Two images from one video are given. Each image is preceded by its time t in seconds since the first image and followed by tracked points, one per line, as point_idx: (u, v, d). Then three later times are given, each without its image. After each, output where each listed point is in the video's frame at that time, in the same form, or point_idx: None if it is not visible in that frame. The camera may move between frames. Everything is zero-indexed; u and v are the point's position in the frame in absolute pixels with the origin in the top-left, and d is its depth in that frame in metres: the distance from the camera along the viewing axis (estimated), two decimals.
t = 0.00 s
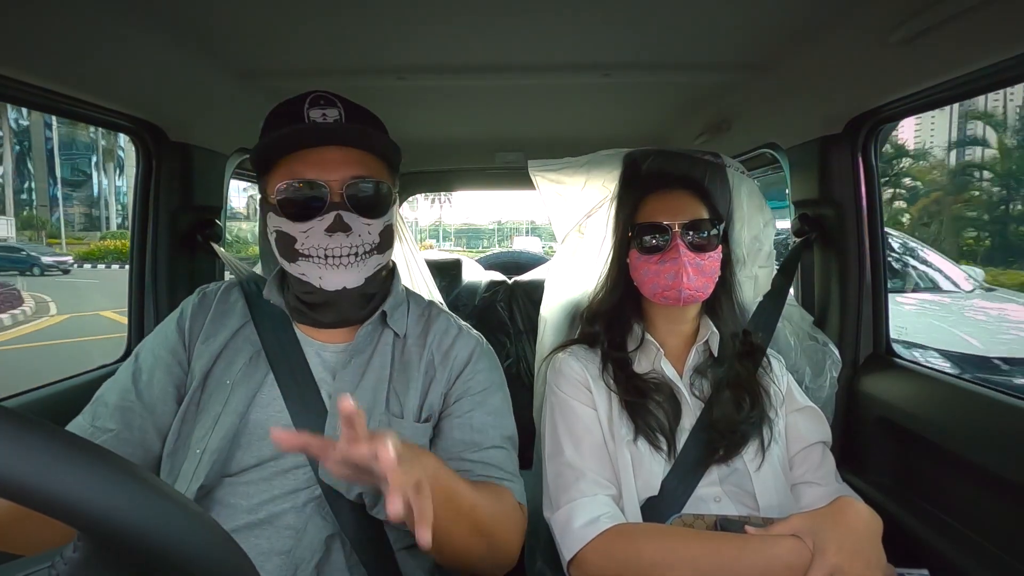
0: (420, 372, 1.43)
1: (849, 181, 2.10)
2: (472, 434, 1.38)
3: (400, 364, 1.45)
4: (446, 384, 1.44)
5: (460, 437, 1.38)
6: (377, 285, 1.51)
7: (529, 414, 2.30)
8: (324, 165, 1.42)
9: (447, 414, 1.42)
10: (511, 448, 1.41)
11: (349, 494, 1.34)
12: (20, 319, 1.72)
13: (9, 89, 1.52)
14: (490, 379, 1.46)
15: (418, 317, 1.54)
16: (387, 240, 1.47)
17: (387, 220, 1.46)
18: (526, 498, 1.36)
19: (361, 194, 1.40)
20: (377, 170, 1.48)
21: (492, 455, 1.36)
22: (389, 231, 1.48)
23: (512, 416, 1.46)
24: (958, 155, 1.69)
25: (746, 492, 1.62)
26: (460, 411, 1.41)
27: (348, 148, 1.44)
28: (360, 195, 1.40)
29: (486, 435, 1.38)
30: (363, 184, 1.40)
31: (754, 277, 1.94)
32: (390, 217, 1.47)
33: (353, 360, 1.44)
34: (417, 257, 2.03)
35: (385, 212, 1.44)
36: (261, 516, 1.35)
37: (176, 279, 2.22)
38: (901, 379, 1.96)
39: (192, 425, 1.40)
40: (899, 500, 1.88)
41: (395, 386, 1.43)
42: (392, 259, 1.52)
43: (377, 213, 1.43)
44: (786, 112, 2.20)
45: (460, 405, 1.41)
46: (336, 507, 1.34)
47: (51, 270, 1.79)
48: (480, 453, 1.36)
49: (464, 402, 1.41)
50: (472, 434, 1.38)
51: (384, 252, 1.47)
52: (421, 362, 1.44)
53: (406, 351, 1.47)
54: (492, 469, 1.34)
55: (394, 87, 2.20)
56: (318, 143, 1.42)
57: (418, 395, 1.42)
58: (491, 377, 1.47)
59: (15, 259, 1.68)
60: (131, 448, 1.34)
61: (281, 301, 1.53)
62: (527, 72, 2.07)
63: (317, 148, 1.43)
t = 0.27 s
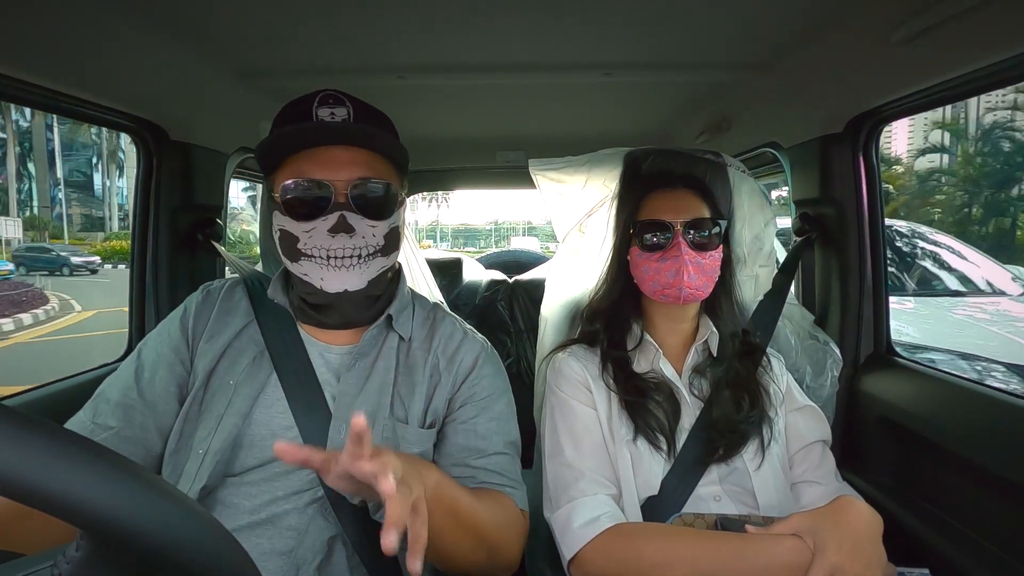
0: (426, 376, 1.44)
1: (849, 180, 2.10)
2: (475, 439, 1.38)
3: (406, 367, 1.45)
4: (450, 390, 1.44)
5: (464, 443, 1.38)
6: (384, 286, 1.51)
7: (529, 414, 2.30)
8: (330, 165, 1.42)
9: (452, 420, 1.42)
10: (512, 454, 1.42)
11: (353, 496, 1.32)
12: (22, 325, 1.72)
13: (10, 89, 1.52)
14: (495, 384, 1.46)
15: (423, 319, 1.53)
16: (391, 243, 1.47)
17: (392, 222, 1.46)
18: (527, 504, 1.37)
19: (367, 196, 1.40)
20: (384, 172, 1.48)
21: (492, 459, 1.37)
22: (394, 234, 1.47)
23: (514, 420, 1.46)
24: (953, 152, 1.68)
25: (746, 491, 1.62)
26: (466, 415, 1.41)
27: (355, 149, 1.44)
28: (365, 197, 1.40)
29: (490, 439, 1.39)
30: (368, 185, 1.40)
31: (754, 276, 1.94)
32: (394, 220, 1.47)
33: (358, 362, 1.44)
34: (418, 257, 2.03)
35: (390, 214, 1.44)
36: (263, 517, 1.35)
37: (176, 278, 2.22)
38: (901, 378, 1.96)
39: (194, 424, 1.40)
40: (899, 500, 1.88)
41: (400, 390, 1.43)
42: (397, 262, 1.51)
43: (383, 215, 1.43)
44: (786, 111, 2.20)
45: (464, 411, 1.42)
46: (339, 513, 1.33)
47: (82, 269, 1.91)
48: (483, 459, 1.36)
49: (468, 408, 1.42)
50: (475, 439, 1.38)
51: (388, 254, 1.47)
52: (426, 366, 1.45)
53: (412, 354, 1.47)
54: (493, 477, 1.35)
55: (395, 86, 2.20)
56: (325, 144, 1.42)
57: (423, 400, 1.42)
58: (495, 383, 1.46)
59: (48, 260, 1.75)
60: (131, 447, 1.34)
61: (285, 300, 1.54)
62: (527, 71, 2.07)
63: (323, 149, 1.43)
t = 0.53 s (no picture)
0: (425, 372, 1.44)
1: (850, 180, 2.10)
2: (473, 432, 1.38)
3: (405, 364, 1.46)
4: (450, 384, 1.44)
5: (463, 438, 1.38)
6: (370, 282, 1.48)
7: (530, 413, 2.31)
8: (300, 160, 1.42)
9: (452, 414, 1.42)
10: (514, 448, 1.40)
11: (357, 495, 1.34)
12: (21, 330, 1.73)
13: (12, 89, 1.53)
14: (494, 378, 1.45)
15: (422, 316, 1.54)
16: (365, 237, 1.43)
17: (364, 215, 1.42)
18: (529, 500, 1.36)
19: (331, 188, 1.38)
20: (358, 166, 1.45)
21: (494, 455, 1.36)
22: (368, 228, 1.43)
23: (517, 417, 1.44)
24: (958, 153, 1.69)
25: (748, 491, 1.62)
26: (463, 410, 1.41)
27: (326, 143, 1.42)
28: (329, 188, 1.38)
29: (491, 433, 1.38)
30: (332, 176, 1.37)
31: (756, 276, 1.93)
32: (367, 214, 1.43)
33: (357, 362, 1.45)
34: (419, 257, 2.03)
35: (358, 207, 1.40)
36: (265, 517, 1.35)
37: (178, 278, 2.23)
38: (902, 378, 1.96)
39: (197, 424, 1.40)
40: (900, 500, 1.88)
41: (400, 386, 1.43)
42: (375, 258, 1.47)
43: (351, 208, 1.40)
44: (787, 111, 2.20)
45: (464, 405, 1.41)
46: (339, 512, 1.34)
47: (108, 269, 2.06)
48: (482, 452, 1.36)
49: (468, 402, 1.41)
50: (474, 434, 1.38)
51: (361, 249, 1.43)
52: (425, 362, 1.45)
53: (412, 350, 1.48)
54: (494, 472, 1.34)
55: (396, 87, 2.21)
56: (295, 138, 1.43)
57: (422, 396, 1.42)
58: (495, 376, 1.46)
59: (79, 259, 1.88)
60: (135, 446, 1.34)
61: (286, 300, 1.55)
62: (528, 71, 2.07)
63: (295, 144, 1.44)
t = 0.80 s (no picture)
0: (419, 369, 1.44)
1: (852, 180, 2.10)
2: (467, 431, 1.38)
3: (399, 361, 1.45)
4: (445, 381, 1.43)
5: (457, 436, 1.38)
6: (326, 284, 1.41)
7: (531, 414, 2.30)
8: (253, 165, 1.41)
9: (447, 412, 1.41)
10: (511, 448, 1.41)
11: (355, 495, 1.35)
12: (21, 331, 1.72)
13: (15, 90, 1.53)
14: (489, 377, 1.46)
15: (416, 314, 1.54)
16: (306, 239, 1.36)
17: (302, 217, 1.35)
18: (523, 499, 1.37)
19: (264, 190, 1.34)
20: (306, 167, 1.39)
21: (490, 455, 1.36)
22: (309, 229, 1.36)
23: (511, 414, 1.45)
24: (965, 153, 1.69)
25: (749, 492, 1.61)
26: (458, 407, 1.40)
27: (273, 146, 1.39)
28: (264, 190, 1.33)
29: (486, 433, 1.38)
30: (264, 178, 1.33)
31: (757, 278, 1.93)
32: (308, 215, 1.36)
33: (350, 363, 1.44)
34: (420, 258, 2.03)
35: (292, 208, 1.34)
36: (266, 518, 1.35)
37: (180, 279, 2.23)
38: (904, 379, 1.96)
39: (195, 426, 1.40)
40: (902, 501, 1.88)
41: (394, 385, 1.43)
42: (324, 261, 1.38)
43: (286, 210, 1.34)
44: (789, 112, 2.20)
45: (459, 404, 1.41)
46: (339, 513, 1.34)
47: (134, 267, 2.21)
48: (477, 453, 1.35)
49: (464, 400, 1.41)
50: (471, 431, 1.38)
51: (305, 251, 1.36)
52: (419, 360, 1.45)
53: (405, 347, 1.47)
54: (490, 470, 1.34)
55: (397, 87, 2.21)
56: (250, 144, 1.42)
57: (417, 394, 1.42)
58: (489, 374, 1.46)
59: (105, 258, 2.03)
60: (134, 451, 1.34)
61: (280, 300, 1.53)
62: (529, 71, 2.07)
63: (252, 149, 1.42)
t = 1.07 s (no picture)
0: (419, 366, 1.44)
1: (852, 180, 2.10)
2: (468, 429, 1.39)
3: (399, 359, 1.46)
4: (446, 379, 1.44)
5: (463, 433, 1.38)
6: (301, 287, 1.40)
7: (531, 414, 2.31)
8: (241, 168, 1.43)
9: (450, 411, 1.42)
10: (513, 442, 1.41)
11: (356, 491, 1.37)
12: (22, 331, 1.73)
13: (13, 90, 1.54)
14: (490, 374, 1.46)
15: (414, 312, 1.54)
16: (274, 244, 1.36)
17: (270, 223, 1.35)
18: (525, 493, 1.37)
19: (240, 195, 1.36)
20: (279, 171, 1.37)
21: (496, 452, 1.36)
22: (277, 234, 1.35)
23: (513, 408, 1.45)
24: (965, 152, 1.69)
25: (750, 492, 1.61)
26: (461, 405, 1.41)
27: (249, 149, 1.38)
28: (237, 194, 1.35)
29: (489, 431, 1.38)
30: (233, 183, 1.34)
31: (757, 278, 1.94)
32: (278, 220, 1.35)
33: (349, 362, 1.44)
34: (420, 259, 2.03)
35: (261, 213, 1.34)
36: (267, 518, 1.35)
37: (181, 280, 2.24)
38: (904, 379, 1.96)
39: (195, 426, 1.41)
40: (903, 501, 1.88)
41: (394, 382, 1.43)
42: (295, 265, 1.38)
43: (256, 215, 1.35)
44: (789, 112, 2.20)
45: (463, 402, 1.42)
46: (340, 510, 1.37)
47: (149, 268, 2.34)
48: (483, 449, 1.36)
49: (467, 399, 1.42)
50: (473, 429, 1.38)
51: (275, 254, 1.36)
52: (419, 357, 1.45)
53: (404, 345, 1.47)
54: (492, 467, 1.34)
55: (397, 88, 2.21)
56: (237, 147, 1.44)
57: (418, 391, 1.42)
58: (491, 370, 1.47)
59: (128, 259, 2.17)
60: (135, 451, 1.34)
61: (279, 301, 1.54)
62: (530, 71, 2.07)
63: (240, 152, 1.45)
